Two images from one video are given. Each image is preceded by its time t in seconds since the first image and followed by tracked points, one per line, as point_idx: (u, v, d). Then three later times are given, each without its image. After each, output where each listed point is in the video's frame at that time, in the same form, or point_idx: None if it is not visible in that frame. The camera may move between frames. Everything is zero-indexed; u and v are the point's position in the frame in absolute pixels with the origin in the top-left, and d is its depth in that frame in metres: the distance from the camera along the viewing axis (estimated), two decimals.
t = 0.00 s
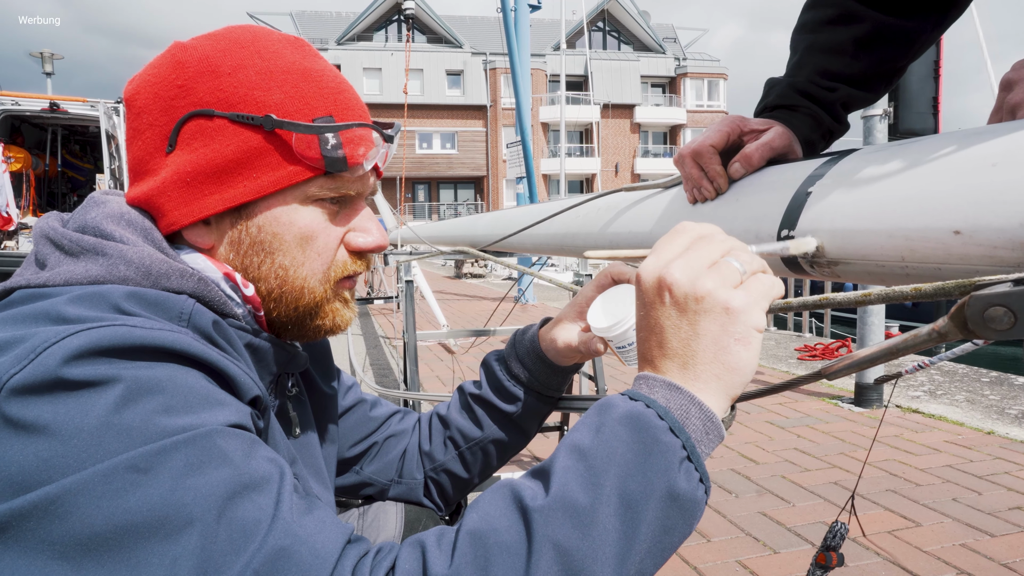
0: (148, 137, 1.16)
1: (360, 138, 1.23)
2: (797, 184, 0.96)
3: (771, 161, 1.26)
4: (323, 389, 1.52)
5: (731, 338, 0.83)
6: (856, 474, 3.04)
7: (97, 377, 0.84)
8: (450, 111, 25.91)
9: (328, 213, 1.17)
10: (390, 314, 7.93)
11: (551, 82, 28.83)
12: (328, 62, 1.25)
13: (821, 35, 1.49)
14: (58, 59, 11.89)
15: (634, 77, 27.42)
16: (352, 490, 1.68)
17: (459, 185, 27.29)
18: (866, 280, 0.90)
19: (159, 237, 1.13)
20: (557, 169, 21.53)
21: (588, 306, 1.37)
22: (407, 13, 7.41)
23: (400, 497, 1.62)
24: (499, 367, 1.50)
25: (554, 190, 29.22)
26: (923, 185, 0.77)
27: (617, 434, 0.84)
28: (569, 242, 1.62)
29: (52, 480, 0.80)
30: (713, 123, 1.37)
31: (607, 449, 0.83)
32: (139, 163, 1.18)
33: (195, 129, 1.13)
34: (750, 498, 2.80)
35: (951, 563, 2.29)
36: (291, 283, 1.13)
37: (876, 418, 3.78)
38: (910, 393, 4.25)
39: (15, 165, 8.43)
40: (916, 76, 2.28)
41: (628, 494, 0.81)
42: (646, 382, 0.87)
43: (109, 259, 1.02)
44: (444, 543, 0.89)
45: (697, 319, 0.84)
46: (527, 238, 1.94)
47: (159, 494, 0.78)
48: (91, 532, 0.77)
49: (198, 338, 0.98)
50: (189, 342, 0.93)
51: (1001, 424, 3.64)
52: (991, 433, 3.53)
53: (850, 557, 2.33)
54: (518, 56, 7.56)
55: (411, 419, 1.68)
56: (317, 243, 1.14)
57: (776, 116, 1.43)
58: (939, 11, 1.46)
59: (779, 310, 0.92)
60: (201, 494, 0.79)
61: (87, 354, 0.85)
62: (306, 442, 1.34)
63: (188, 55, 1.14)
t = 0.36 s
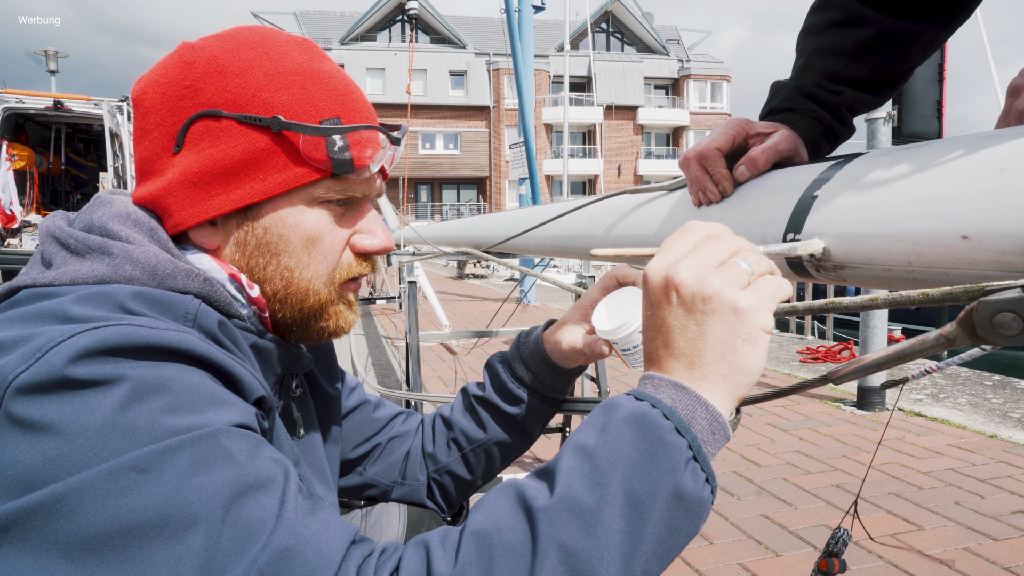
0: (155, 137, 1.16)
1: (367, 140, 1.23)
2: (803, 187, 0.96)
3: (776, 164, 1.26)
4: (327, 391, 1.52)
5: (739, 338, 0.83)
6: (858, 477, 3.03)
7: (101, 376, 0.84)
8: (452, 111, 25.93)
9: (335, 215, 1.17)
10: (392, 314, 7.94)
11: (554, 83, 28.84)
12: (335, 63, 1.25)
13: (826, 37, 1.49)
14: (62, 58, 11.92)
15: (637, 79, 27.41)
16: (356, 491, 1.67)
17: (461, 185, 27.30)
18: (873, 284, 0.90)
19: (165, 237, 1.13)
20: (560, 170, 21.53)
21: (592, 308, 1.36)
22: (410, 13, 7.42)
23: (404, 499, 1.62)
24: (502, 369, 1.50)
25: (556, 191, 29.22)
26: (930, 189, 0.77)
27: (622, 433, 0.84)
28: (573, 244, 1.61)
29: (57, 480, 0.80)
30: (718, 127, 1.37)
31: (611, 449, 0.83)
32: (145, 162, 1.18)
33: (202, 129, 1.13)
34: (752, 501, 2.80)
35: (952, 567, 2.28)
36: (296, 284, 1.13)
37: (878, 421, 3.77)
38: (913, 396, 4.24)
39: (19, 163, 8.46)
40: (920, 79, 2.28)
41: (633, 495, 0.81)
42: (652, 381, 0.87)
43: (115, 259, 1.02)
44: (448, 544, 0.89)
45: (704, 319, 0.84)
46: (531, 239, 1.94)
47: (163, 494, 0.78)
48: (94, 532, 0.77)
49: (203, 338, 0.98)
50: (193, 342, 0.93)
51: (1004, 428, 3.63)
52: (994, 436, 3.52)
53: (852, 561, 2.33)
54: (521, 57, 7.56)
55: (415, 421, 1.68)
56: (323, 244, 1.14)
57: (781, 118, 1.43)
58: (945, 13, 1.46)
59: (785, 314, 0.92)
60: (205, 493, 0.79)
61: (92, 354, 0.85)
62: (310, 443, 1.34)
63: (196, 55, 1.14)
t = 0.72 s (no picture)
0: (222, 147, 1.11)
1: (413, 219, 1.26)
2: (803, 187, 0.96)
3: (777, 164, 1.26)
4: (324, 391, 1.55)
5: (731, 327, 0.83)
6: (860, 478, 3.02)
7: (92, 373, 0.84)
8: (454, 113, 25.94)
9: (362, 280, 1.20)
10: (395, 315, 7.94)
11: (556, 84, 28.86)
12: (414, 136, 1.25)
13: (827, 38, 1.49)
14: (65, 61, 11.95)
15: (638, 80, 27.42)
16: (355, 492, 1.67)
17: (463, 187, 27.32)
18: (873, 283, 0.90)
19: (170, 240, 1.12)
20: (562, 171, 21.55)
21: (592, 308, 1.38)
22: (412, 15, 7.42)
23: (403, 498, 1.62)
24: (502, 369, 1.51)
25: (558, 193, 29.25)
26: (932, 189, 0.77)
27: (612, 424, 0.84)
28: (574, 245, 1.61)
29: (49, 476, 0.80)
30: (719, 127, 1.37)
31: (601, 440, 0.83)
32: (200, 163, 1.13)
33: (277, 166, 1.11)
34: (754, 501, 2.80)
35: (956, 567, 2.28)
36: (317, 335, 1.14)
37: (881, 422, 3.76)
38: (916, 397, 4.23)
39: (22, 166, 8.49)
40: (922, 79, 2.28)
41: (623, 486, 0.81)
42: (643, 373, 0.87)
43: (116, 263, 1.02)
44: (437, 537, 0.89)
45: (697, 308, 0.83)
46: (531, 240, 1.94)
47: (151, 492, 0.78)
48: (85, 528, 0.77)
49: (194, 337, 0.98)
50: (186, 340, 0.93)
51: (1007, 428, 3.62)
52: (997, 437, 3.51)
53: (854, 561, 2.32)
54: (523, 59, 7.57)
55: (413, 420, 1.70)
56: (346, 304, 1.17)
57: (780, 118, 1.43)
58: (946, 13, 1.46)
59: (785, 313, 0.92)
60: (194, 490, 0.79)
61: (83, 352, 0.85)
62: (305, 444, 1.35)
63: (298, 92, 1.11)
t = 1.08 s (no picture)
0: (262, 171, 1.08)
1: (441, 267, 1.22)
2: (803, 189, 0.96)
3: (777, 165, 1.25)
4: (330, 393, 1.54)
5: (731, 326, 0.83)
6: (861, 478, 3.02)
7: (99, 378, 0.84)
8: (454, 113, 25.95)
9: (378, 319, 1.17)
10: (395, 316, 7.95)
11: (555, 85, 28.88)
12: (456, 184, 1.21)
13: (827, 39, 1.49)
14: (66, 62, 11.96)
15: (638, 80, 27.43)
16: (356, 493, 1.66)
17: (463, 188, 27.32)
18: (873, 285, 0.90)
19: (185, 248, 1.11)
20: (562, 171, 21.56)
21: (592, 310, 1.38)
22: (411, 15, 7.42)
23: (405, 500, 1.62)
24: (504, 371, 1.50)
25: (558, 193, 29.27)
26: (931, 190, 0.77)
27: (612, 425, 0.84)
28: (574, 246, 1.62)
29: (54, 480, 0.80)
30: (719, 128, 1.37)
31: (601, 442, 0.83)
32: (237, 183, 1.10)
33: (313, 200, 1.07)
34: (754, 502, 2.80)
35: (957, 568, 2.27)
36: (328, 369, 1.12)
37: (881, 422, 3.76)
38: (916, 397, 4.23)
39: (23, 167, 8.51)
40: (922, 79, 2.29)
41: (623, 487, 0.81)
42: (642, 373, 0.87)
43: (130, 269, 1.02)
44: (438, 542, 0.89)
45: (698, 307, 0.84)
46: (532, 241, 1.94)
47: (158, 498, 0.78)
48: (90, 532, 0.77)
49: (202, 342, 0.97)
50: (194, 347, 0.93)
51: (1008, 428, 3.62)
52: (997, 437, 3.51)
53: (855, 561, 2.32)
54: (523, 59, 7.58)
55: (415, 422, 1.70)
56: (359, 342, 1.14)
57: (780, 119, 1.43)
58: (945, 13, 1.46)
59: (786, 314, 0.92)
60: (200, 496, 0.79)
61: (90, 358, 0.85)
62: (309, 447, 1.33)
63: (348, 129, 1.07)
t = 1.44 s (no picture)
0: (286, 190, 1.09)
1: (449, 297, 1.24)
2: (802, 189, 0.96)
3: (775, 165, 1.25)
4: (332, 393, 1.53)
5: (727, 322, 0.83)
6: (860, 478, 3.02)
7: (103, 380, 0.84)
8: (453, 114, 25.95)
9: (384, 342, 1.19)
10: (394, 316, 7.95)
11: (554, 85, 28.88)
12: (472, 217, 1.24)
13: (825, 39, 1.49)
14: (65, 63, 11.96)
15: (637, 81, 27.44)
16: (357, 494, 1.66)
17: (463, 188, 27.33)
18: (871, 285, 0.90)
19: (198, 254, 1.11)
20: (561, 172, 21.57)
21: (593, 310, 1.37)
22: (410, 16, 7.43)
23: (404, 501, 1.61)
24: (504, 371, 1.50)
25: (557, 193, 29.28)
26: (929, 190, 0.77)
27: (612, 422, 0.84)
28: (573, 247, 1.61)
29: (55, 480, 0.80)
30: (717, 128, 1.37)
31: (601, 439, 0.83)
32: (259, 198, 1.11)
33: (334, 224, 1.09)
34: (754, 502, 2.79)
35: (957, 568, 2.27)
36: (333, 387, 1.14)
37: (880, 422, 3.76)
38: (915, 397, 4.23)
39: (21, 169, 8.51)
40: (920, 80, 2.29)
41: (623, 483, 0.81)
42: (641, 370, 0.87)
43: (142, 273, 1.01)
44: (440, 543, 0.89)
45: (694, 302, 0.83)
46: (530, 242, 1.94)
47: (162, 498, 0.78)
48: (93, 534, 0.77)
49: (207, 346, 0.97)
50: (199, 349, 0.93)
51: (1007, 429, 3.62)
52: (997, 437, 3.51)
53: (855, 562, 2.32)
54: (522, 60, 7.58)
55: (415, 422, 1.69)
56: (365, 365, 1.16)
57: (779, 120, 1.43)
58: (943, 14, 1.46)
59: (786, 315, 0.92)
60: (205, 497, 0.79)
61: (94, 359, 0.85)
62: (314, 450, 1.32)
63: (376, 158, 1.09)
